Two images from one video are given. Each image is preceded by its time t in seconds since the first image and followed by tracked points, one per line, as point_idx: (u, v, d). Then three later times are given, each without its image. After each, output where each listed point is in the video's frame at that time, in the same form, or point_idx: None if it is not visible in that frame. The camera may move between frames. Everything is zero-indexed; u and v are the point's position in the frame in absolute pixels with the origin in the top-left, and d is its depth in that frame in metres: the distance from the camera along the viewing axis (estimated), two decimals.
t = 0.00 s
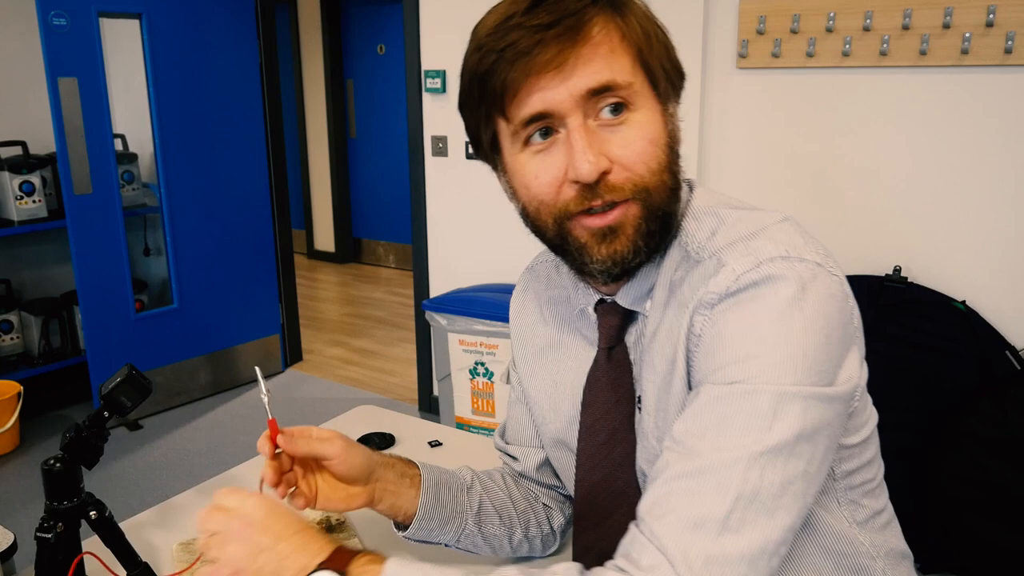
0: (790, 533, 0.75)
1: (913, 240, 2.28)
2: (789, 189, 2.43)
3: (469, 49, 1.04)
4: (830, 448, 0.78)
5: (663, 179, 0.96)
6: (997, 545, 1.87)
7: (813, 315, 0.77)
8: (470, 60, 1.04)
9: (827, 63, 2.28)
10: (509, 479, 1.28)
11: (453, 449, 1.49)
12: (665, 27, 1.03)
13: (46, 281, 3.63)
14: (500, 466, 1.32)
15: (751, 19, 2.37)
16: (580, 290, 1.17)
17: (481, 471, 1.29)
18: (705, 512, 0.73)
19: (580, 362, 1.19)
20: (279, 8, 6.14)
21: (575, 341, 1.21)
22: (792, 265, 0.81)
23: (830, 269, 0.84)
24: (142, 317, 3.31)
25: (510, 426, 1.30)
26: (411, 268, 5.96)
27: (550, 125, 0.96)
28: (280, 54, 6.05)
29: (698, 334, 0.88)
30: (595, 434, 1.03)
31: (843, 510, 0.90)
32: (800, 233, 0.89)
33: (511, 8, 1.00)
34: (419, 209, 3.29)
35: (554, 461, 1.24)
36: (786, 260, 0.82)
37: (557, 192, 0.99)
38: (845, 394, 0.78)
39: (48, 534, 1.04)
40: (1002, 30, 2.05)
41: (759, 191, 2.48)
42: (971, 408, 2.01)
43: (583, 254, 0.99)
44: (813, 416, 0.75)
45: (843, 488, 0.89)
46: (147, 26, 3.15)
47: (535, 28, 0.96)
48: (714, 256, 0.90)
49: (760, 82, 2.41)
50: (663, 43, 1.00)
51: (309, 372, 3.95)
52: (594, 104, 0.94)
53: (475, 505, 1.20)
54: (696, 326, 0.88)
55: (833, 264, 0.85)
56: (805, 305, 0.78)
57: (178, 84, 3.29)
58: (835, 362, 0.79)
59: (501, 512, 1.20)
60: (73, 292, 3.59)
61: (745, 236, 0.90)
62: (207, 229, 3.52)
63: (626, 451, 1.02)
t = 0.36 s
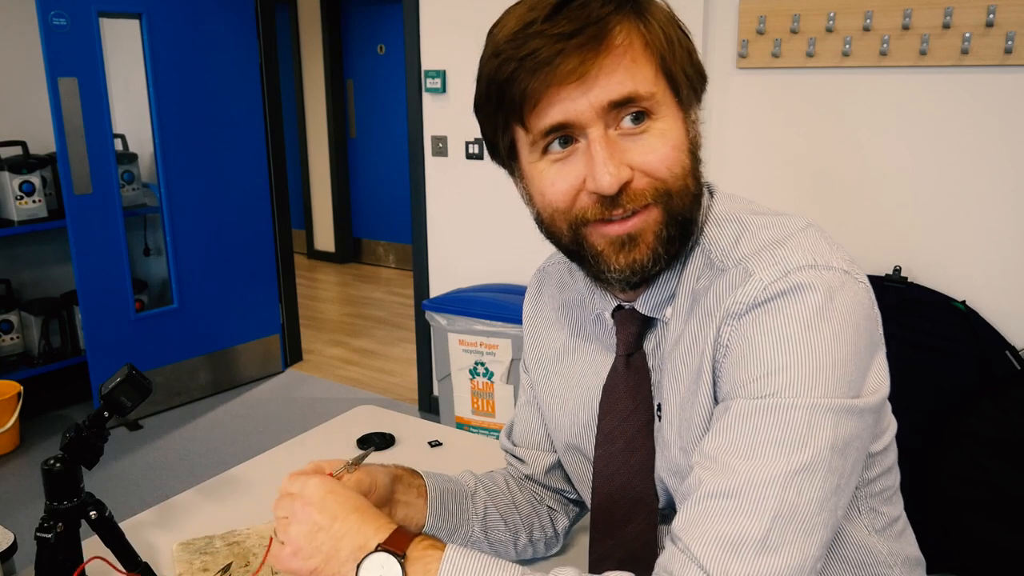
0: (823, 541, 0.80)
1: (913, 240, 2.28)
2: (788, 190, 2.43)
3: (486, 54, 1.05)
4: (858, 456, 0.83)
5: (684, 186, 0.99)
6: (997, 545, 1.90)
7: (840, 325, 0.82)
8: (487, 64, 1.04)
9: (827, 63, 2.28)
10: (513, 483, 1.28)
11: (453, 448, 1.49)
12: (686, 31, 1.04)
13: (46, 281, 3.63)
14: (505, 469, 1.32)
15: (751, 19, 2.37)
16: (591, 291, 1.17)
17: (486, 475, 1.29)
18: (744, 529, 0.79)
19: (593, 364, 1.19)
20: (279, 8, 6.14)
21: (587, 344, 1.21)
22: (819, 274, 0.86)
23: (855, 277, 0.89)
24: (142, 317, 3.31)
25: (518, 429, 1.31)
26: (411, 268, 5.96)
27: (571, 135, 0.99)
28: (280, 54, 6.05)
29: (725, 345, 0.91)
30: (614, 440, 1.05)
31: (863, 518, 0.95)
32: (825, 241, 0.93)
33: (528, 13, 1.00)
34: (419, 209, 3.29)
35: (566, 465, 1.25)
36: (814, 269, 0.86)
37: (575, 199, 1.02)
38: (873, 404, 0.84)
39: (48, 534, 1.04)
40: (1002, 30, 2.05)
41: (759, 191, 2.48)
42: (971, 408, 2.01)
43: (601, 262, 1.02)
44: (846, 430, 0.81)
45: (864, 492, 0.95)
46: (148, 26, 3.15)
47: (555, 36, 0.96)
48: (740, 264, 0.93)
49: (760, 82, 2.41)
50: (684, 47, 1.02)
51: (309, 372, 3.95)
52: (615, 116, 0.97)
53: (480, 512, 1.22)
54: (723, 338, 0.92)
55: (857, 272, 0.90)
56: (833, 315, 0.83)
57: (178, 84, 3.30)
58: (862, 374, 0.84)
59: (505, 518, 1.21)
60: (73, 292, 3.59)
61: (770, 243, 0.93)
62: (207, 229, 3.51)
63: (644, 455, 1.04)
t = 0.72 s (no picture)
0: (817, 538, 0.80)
1: (912, 240, 2.28)
2: (788, 190, 2.43)
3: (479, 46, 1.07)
4: (849, 451, 0.84)
5: (670, 174, 1.00)
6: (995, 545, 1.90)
7: (831, 319, 0.82)
8: (476, 59, 1.07)
9: (827, 63, 2.28)
10: (512, 481, 1.27)
11: (453, 448, 1.49)
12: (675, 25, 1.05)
13: (46, 281, 3.63)
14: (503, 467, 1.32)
15: (751, 19, 2.37)
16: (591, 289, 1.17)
17: (485, 472, 1.29)
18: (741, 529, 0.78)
19: (593, 363, 1.19)
20: (279, 9, 6.14)
21: (584, 342, 1.21)
22: (810, 268, 0.86)
23: (846, 272, 0.89)
24: (142, 316, 3.31)
25: (516, 427, 1.31)
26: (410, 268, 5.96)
27: (558, 122, 1.00)
28: (280, 54, 6.05)
29: (717, 340, 0.92)
30: (607, 435, 1.05)
31: (857, 514, 0.95)
32: (816, 236, 0.93)
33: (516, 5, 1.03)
34: (419, 209, 3.29)
35: (562, 465, 1.24)
36: (805, 264, 0.86)
37: (563, 185, 1.04)
38: (865, 400, 0.84)
39: (48, 534, 1.04)
40: (1002, 30, 2.05)
41: (759, 191, 2.48)
42: (971, 408, 2.01)
43: (591, 252, 1.04)
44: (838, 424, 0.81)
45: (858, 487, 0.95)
46: (147, 26, 3.15)
47: (539, 26, 0.99)
48: (730, 260, 0.94)
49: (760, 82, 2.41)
50: (672, 40, 1.03)
51: (309, 372, 3.95)
52: (600, 104, 0.98)
53: (478, 507, 1.22)
54: (716, 333, 0.92)
55: (847, 267, 0.90)
56: (824, 309, 0.83)
57: (178, 84, 3.30)
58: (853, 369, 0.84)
59: (503, 514, 1.21)
60: (73, 292, 3.59)
61: (761, 239, 0.93)
62: (206, 229, 3.51)
63: (638, 451, 1.04)
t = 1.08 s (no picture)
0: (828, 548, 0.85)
1: (912, 240, 2.28)
2: (788, 190, 2.43)
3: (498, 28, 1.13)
4: (862, 460, 0.87)
5: (668, 164, 1.03)
6: (995, 545, 1.90)
7: (842, 330, 0.84)
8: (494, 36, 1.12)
9: (827, 63, 2.28)
10: (514, 484, 1.27)
11: (453, 449, 1.50)
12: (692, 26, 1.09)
13: (46, 281, 3.63)
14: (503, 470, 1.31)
15: (751, 19, 2.37)
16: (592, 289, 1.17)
17: (485, 475, 1.28)
18: (757, 547, 0.83)
19: (592, 361, 1.18)
20: (279, 9, 6.14)
21: (583, 345, 1.21)
22: (822, 277, 0.87)
23: (855, 275, 0.90)
24: (142, 317, 3.31)
25: (513, 430, 1.30)
26: (410, 268, 5.97)
27: (559, 100, 1.05)
28: (279, 54, 6.05)
29: (734, 349, 0.93)
30: (605, 434, 1.04)
31: (870, 516, 0.96)
32: (824, 239, 0.95)
33: None
34: (419, 209, 3.29)
35: (562, 469, 1.24)
36: (816, 272, 0.88)
37: (559, 164, 1.07)
38: (877, 410, 0.86)
39: (48, 534, 1.04)
40: (1002, 30, 2.05)
41: (760, 191, 2.48)
42: (971, 407, 2.01)
43: (582, 233, 1.07)
44: (850, 444, 0.84)
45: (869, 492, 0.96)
46: (147, 26, 3.15)
47: (550, 4, 1.04)
48: (740, 266, 0.95)
49: (759, 82, 2.41)
50: (686, 38, 1.07)
51: (309, 372, 3.95)
52: (602, 86, 1.02)
53: (487, 510, 1.21)
54: (733, 342, 0.93)
55: (857, 271, 0.92)
56: (835, 318, 0.84)
57: (178, 84, 3.30)
58: (867, 379, 0.86)
59: (512, 516, 1.22)
60: (73, 292, 3.59)
61: (771, 243, 0.95)
62: (206, 229, 3.51)
63: (637, 449, 1.03)
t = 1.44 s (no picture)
0: (828, 512, 0.85)
1: (912, 240, 2.28)
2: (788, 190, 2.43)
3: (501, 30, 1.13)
4: (863, 426, 0.87)
5: (669, 161, 1.04)
6: (995, 545, 1.90)
7: (842, 291, 0.87)
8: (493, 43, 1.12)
9: (827, 63, 2.28)
10: (518, 482, 1.26)
11: (453, 449, 1.49)
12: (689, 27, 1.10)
13: (46, 281, 3.63)
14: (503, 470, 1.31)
15: (751, 19, 2.37)
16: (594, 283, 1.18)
17: (490, 474, 1.26)
18: (757, 506, 0.83)
19: (597, 356, 1.18)
20: (279, 9, 6.14)
21: (587, 343, 1.21)
22: (819, 242, 0.91)
23: (852, 245, 0.94)
24: (142, 317, 3.31)
25: (515, 429, 1.30)
26: (410, 268, 5.96)
27: (562, 105, 1.05)
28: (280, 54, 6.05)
29: (737, 318, 0.95)
30: (614, 422, 1.04)
31: (871, 496, 0.97)
32: (818, 212, 0.99)
33: None
34: (419, 209, 3.29)
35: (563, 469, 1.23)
36: (814, 238, 0.92)
37: (564, 164, 1.07)
38: (879, 374, 0.87)
39: (48, 534, 1.04)
40: (1002, 30, 2.05)
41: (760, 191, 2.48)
42: (971, 407, 2.01)
43: (589, 233, 1.08)
44: (850, 406, 0.84)
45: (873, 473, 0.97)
46: (147, 26, 3.15)
47: (550, 12, 1.04)
48: (742, 240, 0.98)
49: (759, 82, 2.41)
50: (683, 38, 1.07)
51: (309, 372, 3.95)
52: (603, 89, 1.02)
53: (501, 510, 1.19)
54: (737, 309, 0.96)
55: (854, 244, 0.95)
56: (834, 280, 0.87)
57: (178, 84, 3.29)
58: (867, 344, 0.88)
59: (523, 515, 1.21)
60: (73, 292, 3.59)
61: (767, 217, 1.00)
62: (205, 229, 3.51)
63: (647, 435, 1.03)
